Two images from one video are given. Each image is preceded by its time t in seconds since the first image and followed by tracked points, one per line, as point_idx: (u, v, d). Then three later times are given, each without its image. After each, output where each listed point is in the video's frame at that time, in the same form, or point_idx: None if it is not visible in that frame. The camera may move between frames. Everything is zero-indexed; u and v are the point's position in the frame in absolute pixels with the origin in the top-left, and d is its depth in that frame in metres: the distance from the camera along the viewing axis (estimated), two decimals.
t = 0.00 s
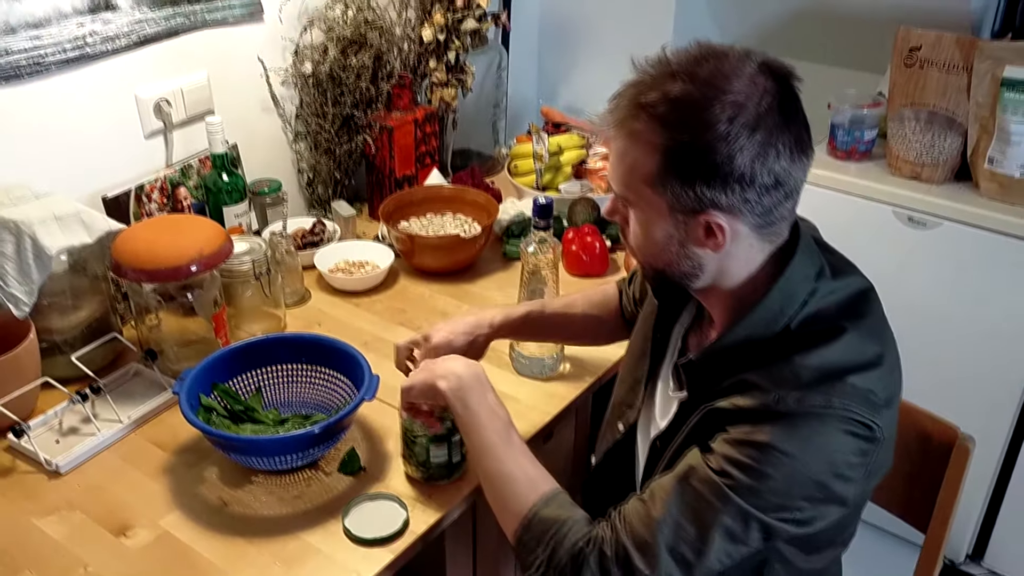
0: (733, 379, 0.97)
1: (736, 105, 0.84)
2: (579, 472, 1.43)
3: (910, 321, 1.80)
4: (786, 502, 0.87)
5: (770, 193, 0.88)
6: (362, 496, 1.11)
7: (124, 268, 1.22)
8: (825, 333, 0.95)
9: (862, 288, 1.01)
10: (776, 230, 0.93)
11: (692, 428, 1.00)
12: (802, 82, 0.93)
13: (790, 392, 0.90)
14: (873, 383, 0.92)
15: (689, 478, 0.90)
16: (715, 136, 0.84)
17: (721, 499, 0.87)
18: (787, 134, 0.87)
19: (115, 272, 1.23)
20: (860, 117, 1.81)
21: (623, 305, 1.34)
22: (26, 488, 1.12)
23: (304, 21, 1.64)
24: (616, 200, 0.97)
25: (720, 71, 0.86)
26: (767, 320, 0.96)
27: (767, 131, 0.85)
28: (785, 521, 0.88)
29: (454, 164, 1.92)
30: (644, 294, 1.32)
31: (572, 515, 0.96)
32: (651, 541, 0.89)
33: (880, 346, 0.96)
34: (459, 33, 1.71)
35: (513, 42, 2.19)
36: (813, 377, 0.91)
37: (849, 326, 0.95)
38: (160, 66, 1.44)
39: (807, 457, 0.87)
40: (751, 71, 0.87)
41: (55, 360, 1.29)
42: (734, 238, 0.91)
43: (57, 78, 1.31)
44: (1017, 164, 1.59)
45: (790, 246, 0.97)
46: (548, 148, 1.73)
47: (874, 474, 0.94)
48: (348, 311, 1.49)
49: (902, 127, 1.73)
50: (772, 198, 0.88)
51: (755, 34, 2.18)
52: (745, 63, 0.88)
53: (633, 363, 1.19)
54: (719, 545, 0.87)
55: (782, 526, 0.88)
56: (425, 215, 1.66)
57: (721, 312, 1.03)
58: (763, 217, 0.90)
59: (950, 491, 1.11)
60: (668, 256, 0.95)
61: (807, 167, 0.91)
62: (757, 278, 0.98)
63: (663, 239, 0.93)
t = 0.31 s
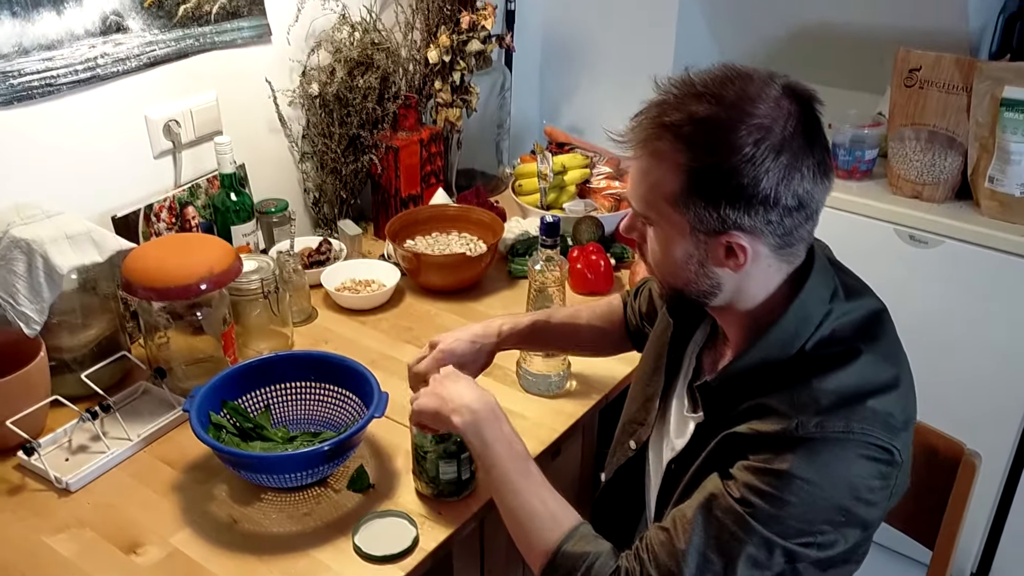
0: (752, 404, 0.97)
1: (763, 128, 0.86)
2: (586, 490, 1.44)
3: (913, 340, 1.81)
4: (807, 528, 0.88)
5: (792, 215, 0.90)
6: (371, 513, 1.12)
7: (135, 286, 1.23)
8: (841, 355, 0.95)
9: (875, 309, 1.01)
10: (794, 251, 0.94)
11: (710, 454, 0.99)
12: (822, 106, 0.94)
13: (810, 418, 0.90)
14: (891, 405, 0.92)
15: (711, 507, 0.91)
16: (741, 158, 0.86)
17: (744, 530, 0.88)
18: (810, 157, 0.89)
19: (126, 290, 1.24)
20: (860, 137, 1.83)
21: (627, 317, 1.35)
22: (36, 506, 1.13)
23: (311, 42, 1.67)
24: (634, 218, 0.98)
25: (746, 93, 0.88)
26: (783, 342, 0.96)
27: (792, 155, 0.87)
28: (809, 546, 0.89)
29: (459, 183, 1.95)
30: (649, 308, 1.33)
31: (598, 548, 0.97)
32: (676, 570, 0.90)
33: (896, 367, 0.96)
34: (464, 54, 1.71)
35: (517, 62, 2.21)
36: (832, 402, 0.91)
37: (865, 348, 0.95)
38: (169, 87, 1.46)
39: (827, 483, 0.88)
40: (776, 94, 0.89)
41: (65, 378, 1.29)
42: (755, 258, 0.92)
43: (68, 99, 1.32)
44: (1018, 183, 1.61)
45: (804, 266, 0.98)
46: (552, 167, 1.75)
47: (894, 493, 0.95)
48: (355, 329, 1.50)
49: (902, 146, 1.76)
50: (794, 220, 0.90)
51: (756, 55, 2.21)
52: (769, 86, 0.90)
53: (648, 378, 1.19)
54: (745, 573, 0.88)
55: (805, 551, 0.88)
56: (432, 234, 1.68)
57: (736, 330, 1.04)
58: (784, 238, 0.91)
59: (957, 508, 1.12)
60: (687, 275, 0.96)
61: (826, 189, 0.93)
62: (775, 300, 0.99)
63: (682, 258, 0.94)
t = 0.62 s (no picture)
0: (765, 410, 0.99)
1: (776, 149, 0.87)
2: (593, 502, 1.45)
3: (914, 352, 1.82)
4: (820, 531, 0.89)
5: (805, 232, 0.91)
6: (383, 522, 1.12)
7: (147, 299, 1.24)
8: (852, 362, 0.97)
9: (884, 317, 1.03)
10: (806, 266, 0.96)
11: (723, 460, 1.01)
12: (830, 122, 0.96)
13: (823, 423, 0.92)
14: (902, 410, 0.94)
15: (724, 508, 0.92)
16: (756, 179, 0.87)
17: (758, 529, 0.89)
18: (822, 175, 0.90)
19: (137, 302, 1.25)
20: (860, 152, 1.86)
21: (635, 326, 1.38)
22: (49, 516, 1.14)
23: (319, 59, 1.69)
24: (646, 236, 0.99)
25: (757, 114, 0.89)
26: (796, 351, 0.98)
27: (805, 174, 0.89)
28: (821, 549, 0.90)
29: (463, 199, 1.94)
30: (656, 317, 1.37)
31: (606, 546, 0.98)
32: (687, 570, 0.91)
33: (907, 374, 0.97)
34: (469, 70, 1.73)
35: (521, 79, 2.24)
36: (845, 407, 0.93)
37: (876, 355, 0.97)
38: (179, 102, 1.48)
39: (840, 486, 0.89)
40: (787, 114, 0.90)
41: (77, 391, 1.30)
42: (768, 275, 0.94)
43: (81, 114, 1.34)
44: (1017, 197, 1.64)
45: (814, 277, 1.00)
46: (557, 182, 1.77)
47: (904, 500, 0.96)
48: (363, 342, 1.51)
49: (902, 161, 1.78)
50: (807, 236, 0.92)
51: (756, 73, 2.24)
52: (779, 105, 0.91)
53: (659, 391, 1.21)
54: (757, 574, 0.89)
55: (818, 554, 0.89)
56: (438, 247, 1.69)
57: (746, 338, 1.06)
58: (797, 255, 0.93)
59: (963, 517, 1.14)
60: (700, 291, 0.97)
61: (837, 205, 0.94)
62: (787, 312, 1.00)
63: (695, 275, 0.95)
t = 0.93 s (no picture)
0: (768, 406, 1.01)
1: (780, 155, 0.89)
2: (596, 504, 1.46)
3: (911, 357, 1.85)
4: (823, 524, 0.91)
5: (806, 235, 0.93)
6: (391, 523, 1.14)
7: (155, 304, 1.25)
8: (853, 358, 1.00)
9: (883, 315, 1.06)
10: (807, 267, 0.98)
11: (727, 454, 1.02)
12: (831, 127, 0.98)
13: (826, 417, 0.94)
14: (902, 405, 0.97)
15: (728, 502, 0.94)
16: (760, 184, 0.89)
17: (762, 523, 0.91)
18: (824, 180, 0.92)
19: (145, 307, 1.26)
20: (857, 159, 1.88)
21: (639, 326, 1.41)
22: (59, 519, 1.14)
23: (321, 69, 1.71)
24: (650, 234, 1.01)
25: (762, 119, 0.91)
26: (796, 347, 1.00)
27: (808, 179, 0.91)
28: (823, 542, 0.92)
29: (463, 208, 1.95)
30: (660, 317, 1.39)
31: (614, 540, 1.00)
32: (693, 564, 0.92)
33: (906, 370, 1.00)
34: (470, 80, 1.75)
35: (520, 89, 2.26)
36: (847, 402, 0.95)
37: (876, 351, 1.00)
38: (184, 111, 1.49)
39: (844, 479, 0.91)
40: (791, 119, 0.92)
41: (84, 397, 1.31)
42: (769, 276, 0.96)
43: (88, 122, 1.35)
44: (1011, 203, 1.66)
45: (815, 277, 1.03)
46: (557, 190, 1.78)
47: (903, 493, 0.99)
48: (367, 347, 1.53)
49: (896, 168, 1.81)
50: (808, 239, 0.94)
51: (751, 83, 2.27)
52: (783, 110, 0.93)
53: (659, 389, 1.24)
54: (762, 567, 0.91)
55: (820, 547, 0.92)
56: (440, 254, 1.71)
57: (745, 331, 1.08)
58: (798, 257, 0.95)
59: (963, 514, 1.16)
60: (702, 290, 0.99)
61: (838, 208, 0.96)
62: (789, 309, 1.03)
63: (698, 275, 0.98)
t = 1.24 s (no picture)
0: (776, 400, 1.02)
1: (778, 147, 0.91)
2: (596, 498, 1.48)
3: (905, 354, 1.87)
4: (838, 516, 0.94)
5: (803, 227, 0.95)
6: (394, 516, 1.15)
7: (156, 301, 1.26)
8: (857, 349, 1.01)
9: (883, 305, 1.08)
10: (805, 259, 0.99)
11: (739, 449, 1.03)
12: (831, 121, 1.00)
13: (836, 409, 0.96)
14: (908, 394, 0.99)
15: (744, 502, 0.95)
16: (757, 175, 0.91)
17: (780, 522, 0.92)
18: (822, 172, 0.94)
19: (147, 305, 1.27)
20: (848, 158, 1.90)
21: (638, 321, 1.43)
22: (62, 515, 1.15)
23: (318, 71, 1.72)
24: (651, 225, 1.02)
25: (761, 112, 0.92)
26: (800, 340, 1.02)
27: (805, 170, 0.92)
28: (838, 533, 0.94)
29: (459, 209, 1.96)
30: (658, 312, 1.41)
31: (637, 547, 1.01)
32: (715, 565, 0.94)
33: (909, 359, 1.02)
34: (466, 81, 1.77)
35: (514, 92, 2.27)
36: (855, 393, 0.97)
37: (879, 342, 1.02)
38: (183, 112, 1.50)
39: (856, 472, 0.93)
40: (790, 112, 0.94)
41: (85, 395, 1.32)
42: (767, 266, 0.97)
43: (88, 122, 1.36)
44: (1000, 201, 1.69)
45: (816, 270, 1.04)
46: (553, 190, 1.81)
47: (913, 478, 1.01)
48: (366, 346, 1.53)
49: (887, 167, 1.83)
50: (804, 231, 0.95)
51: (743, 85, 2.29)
52: (783, 103, 0.95)
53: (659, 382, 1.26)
54: (781, 562, 0.93)
55: (836, 538, 0.94)
56: (438, 254, 1.73)
57: (747, 320, 1.10)
58: (795, 248, 0.96)
59: (957, 503, 1.18)
60: (700, 279, 1.01)
61: (835, 200, 0.98)
62: (790, 300, 1.05)
63: (697, 265, 0.99)
